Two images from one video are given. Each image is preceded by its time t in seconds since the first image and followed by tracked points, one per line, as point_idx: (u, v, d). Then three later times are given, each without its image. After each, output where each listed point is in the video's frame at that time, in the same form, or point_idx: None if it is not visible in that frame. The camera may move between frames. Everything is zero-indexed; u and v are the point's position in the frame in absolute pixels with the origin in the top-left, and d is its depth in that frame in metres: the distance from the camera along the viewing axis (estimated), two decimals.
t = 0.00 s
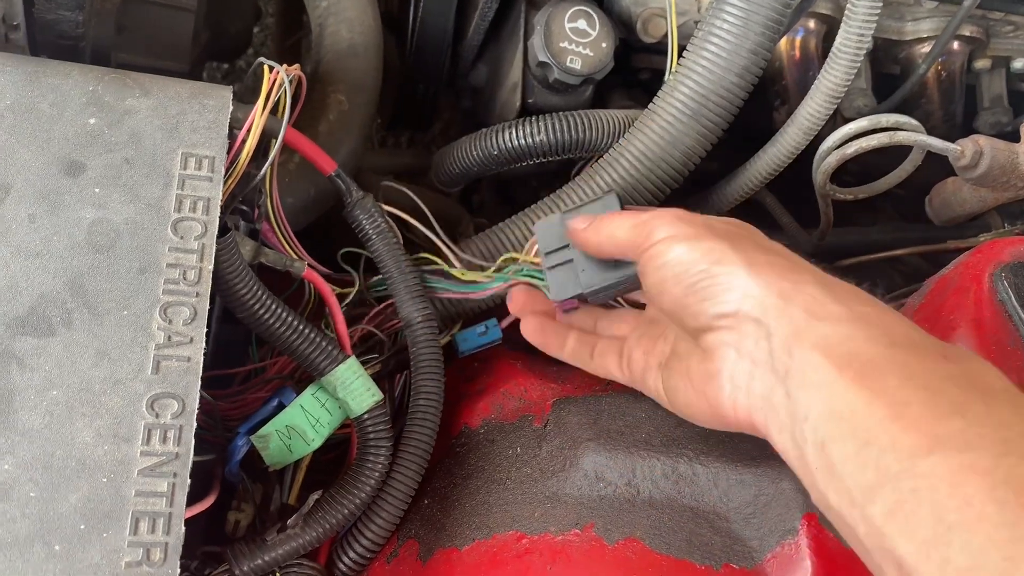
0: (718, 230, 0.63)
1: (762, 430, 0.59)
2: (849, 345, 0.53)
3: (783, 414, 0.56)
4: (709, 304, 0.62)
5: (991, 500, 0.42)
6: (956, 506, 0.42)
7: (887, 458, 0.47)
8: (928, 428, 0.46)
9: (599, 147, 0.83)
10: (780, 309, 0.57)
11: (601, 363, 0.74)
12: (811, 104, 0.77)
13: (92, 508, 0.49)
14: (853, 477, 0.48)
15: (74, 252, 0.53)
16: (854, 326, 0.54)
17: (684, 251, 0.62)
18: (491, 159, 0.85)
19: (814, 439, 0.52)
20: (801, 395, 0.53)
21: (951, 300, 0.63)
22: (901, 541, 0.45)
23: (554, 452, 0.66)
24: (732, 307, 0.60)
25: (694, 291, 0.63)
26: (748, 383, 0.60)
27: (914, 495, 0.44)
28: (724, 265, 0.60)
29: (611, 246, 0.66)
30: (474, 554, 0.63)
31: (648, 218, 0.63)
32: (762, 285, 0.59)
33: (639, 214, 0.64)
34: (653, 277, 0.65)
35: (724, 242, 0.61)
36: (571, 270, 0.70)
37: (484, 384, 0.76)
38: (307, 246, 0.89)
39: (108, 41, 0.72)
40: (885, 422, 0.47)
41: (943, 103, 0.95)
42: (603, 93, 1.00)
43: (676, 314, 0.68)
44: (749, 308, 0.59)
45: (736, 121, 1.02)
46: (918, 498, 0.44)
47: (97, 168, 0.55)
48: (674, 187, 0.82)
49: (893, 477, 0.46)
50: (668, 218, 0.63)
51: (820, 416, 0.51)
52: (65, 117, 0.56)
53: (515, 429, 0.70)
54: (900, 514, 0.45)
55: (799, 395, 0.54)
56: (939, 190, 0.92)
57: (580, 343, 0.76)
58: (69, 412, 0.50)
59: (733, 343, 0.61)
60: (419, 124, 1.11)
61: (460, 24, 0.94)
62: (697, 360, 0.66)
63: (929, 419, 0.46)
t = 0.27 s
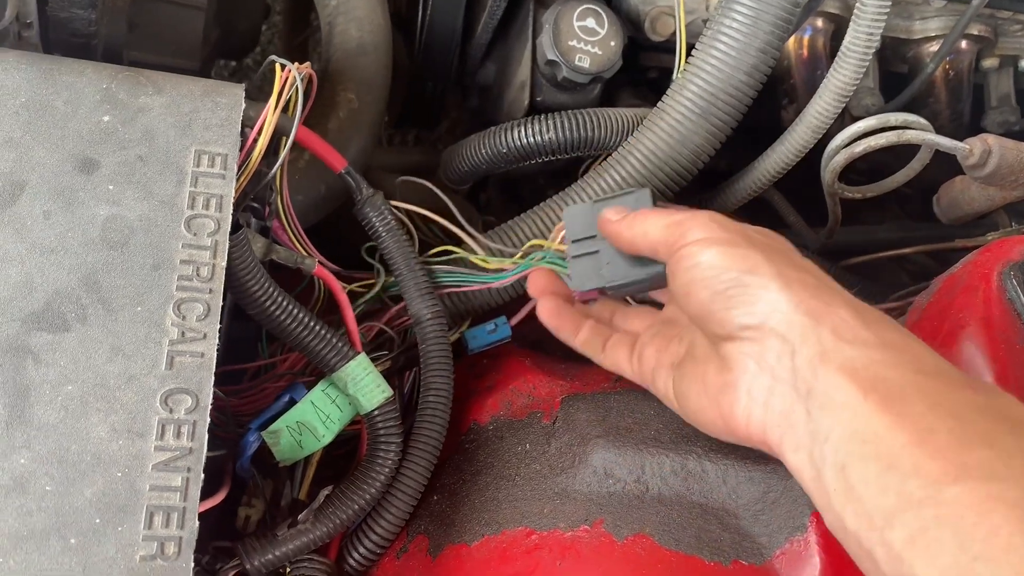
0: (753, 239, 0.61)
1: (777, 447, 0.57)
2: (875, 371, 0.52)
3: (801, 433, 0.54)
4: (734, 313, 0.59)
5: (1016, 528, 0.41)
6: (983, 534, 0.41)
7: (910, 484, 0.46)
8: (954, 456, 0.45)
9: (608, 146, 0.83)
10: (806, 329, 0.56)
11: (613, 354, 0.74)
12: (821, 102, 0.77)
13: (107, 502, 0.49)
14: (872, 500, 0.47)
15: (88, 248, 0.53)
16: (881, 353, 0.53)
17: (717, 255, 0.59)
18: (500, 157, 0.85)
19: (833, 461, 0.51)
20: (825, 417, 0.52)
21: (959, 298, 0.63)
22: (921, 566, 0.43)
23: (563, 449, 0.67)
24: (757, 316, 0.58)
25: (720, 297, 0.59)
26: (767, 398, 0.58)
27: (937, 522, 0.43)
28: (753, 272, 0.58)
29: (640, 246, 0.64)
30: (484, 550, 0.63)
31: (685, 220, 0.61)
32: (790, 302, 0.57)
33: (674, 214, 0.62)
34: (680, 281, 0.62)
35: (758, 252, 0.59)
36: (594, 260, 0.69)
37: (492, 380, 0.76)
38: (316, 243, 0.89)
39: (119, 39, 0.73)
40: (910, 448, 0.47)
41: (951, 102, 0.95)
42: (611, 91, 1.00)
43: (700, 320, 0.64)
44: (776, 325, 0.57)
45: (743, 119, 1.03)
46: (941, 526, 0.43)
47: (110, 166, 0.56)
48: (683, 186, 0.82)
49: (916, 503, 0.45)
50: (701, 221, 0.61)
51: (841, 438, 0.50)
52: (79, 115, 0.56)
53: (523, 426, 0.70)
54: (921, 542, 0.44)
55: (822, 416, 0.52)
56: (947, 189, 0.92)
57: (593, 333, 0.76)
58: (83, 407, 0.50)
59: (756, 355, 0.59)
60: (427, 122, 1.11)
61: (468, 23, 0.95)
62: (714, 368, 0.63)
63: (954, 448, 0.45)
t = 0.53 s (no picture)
0: (771, 236, 0.60)
1: (783, 450, 0.58)
2: (886, 374, 0.52)
3: (809, 436, 0.55)
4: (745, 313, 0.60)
5: None
6: (990, 537, 0.42)
7: (918, 488, 0.46)
8: (962, 459, 0.45)
9: (612, 139, 0.83)
10: (817, 332, 0.56)
11: (614, 355, 0.74)
12: (826, 95, 0.76)
13: (111, 493, 0.49)
14: (879, 503, 0.48)
15: (92, 239, 0.53)
16: (891, 356, 0.53)
17: (733, 249, 0.58)
18: (504, 150, 0.85)
19: (839, 464, 0.52)
20: (834, 421, 0.53)
21: (967, 291, 0.63)
22: (927, 568, 0.44)
23: (567, 442, 0.66)
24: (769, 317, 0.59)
25: (731, 294, 0.60)
26: (774, 400, 0.59)
27: (945, 525, 0.44)
28: (767, 272, 0.58)
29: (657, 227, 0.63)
30: (487, 543, 0.63)
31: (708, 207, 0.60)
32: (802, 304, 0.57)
33: (697, 199, 0.62)
34: (694, 274, 0.62)
35: (775, 250, 0.59)
36: (599, 257, 0.69)
37: (496, 373, 0.76)
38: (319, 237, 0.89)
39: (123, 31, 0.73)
40: (917, 452, 0.47)
41: (956, 96, 0.95)
42: (615, 86, 1.00)
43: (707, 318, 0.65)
44: (787, 326, 0.58)
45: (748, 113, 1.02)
46: (948, 529, 0.44)
47: (114, 156, 0.55)
48: (687, 179, 0.82)
49: (923, 505, 0.46)
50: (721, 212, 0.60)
51: (848, 442, 0.52)
52: (83, 105, 0.56)
53: (527, 420, 0.70)
54: (928, 545, 0.44)
55: (830, 419, 0.54)
56: (953, 182, 0.92)
57: (594, 335, 0.76)
58: (87, 398, 0.50)
59: (763, 357, 0.60)
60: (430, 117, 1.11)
61: (472, 17, 0.94)
62: (718, 369, 0.64)
63: (962, 452, 0.46)
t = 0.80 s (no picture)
0: (777, 227, 0.60)
1: (785, 443, 0.58)
2: (888, 364, 0.52)
3: (812, 428, 0.55)
4: (749, 304, 0.60)
5: None
6: (995, 527, 0.42)
7: (922, 478, 0.46)
8: (965, 449, 0.45)
9: (615, 135, 0.83)
10: (820, 323, 0.56)
11: (616, 348, 0.75)
12: (830, 90, 0.76)
13: (114, 491, 0.49)
14: (884, 495, 0.48)
15: (95, 236, 0.53)
16: (894, 346, 0.53)
17: (738, 239, 0.59)
18: (506, 146, 0.85)
19: (843, 456, 0.52)
20: (836, 412, 0.53)
21: (971, 285, 0.62)
22: (934, 559, 0.44)
23: (571, 439, 0.66)
24: (773, 309, 0.59)
25: (734, 286, 0.60)
26: (777, 394, 0.59)
27: (950, 516, 0.44)
28: (771, 264, 0.58)
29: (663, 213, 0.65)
30: (492, 539, 0.63)
31: (716, 194, 0.62)
32: (805, 296, 0.57)
33: (705, 186, 0.63)
34: (699, 263, 0.62)
35: (781, 242, 0.59)
36: (599, 254, 0.69)
37: (499, 370, 0.76)
38: (322, 234, 0.89)
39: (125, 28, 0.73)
40: (921, 442, 0.47)
41: (960, 91, 0.95)
42: (618, 82, 0.99)
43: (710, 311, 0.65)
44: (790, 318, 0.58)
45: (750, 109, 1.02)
46: (954, 519, 0.44)
47: (116, 153, 0.55)
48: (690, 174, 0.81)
49: (929, 496, 0.46)
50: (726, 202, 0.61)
51: (851, 434, 0.51)
52: (85, 102, 0.56)
53: (530, 416, 0.70)
54: (934, 536, 0.44)
55: (832, 411, 0.54)
56: (957, 177, 0.91)
57: (596, 328, 0.77)
58: (90, 395, 0.50)
59: (766, 351, 0.60)
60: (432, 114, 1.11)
61: (474, 13, 0.94)
62: (721, 364, 0.65)
63: (966, 442, 0.46)
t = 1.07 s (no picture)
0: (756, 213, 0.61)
1: (760, 425, 0.59)
2: (861, 350, 0.53)
3: (786, 411, 0.56)
4: (725, 292, 0.61)
5: (1001, 501, 0.41)
6: (966, 506, 0.42)
7: (895, 461, 0.46)
8: (938, 431, 0.46)
9: (610, 124, 0.83)
10: (797, 309, 0.57)
11: (590, 329, 0.76)
12: (825, 77, 0.75)
13: (100, 482, 0.49)
14: (859, 479, 0.48)
15: (81, 226, 0.53)
16: (868, 334, 0.54)
17: (719, 225, 0.60)
18: (500, 136, 0.84)
19: (818, 440, 0.52)
20: (810, 396, 0.53)
21: (967, 273, 0.62)
22: (907, 542, 0.44)
23: (564, 429, 0.66)
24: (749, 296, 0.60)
25: (711, 271, 0.61)
26: (752, 377, 0.60)
27: (923, 497, 0.44)
28: (748, 254, 0.59)
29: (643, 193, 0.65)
30: (484, 530, 0.62)
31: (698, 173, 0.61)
32: (780, 284, 0.58)
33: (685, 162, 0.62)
34: (682, 247, 0.63)
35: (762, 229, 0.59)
36: (579, 234, 0.67)
37: (493, 361, 0.76)
38: (315, 226, 0.88)
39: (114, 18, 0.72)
40: (896, 425, 0.47)
41: (958, 79, 0.94)
42: (613, 71, 0.99)
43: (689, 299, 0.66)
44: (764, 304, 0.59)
45: (747, 98, 1.01)
46: (926, 500, 0.44)
47: (103, 143, 0.55)
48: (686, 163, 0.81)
49: (902, 479, 0.45)
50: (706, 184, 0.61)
51: (827, 418, 0.51)
52: (71, 91, 0.55)
53: (524, 406, 0.69)
54: (906, 518, 0.44)
55: (805, 395, 0.54)
56: (954, 165, 0.90)
57: (570, 310, 0.78)
58: (76, 386, 0.50)
59: (740, 336, 0.61)
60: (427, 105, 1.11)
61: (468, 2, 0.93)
62: (698, 346, 0.66)
63: (939, 425, 0.46)
